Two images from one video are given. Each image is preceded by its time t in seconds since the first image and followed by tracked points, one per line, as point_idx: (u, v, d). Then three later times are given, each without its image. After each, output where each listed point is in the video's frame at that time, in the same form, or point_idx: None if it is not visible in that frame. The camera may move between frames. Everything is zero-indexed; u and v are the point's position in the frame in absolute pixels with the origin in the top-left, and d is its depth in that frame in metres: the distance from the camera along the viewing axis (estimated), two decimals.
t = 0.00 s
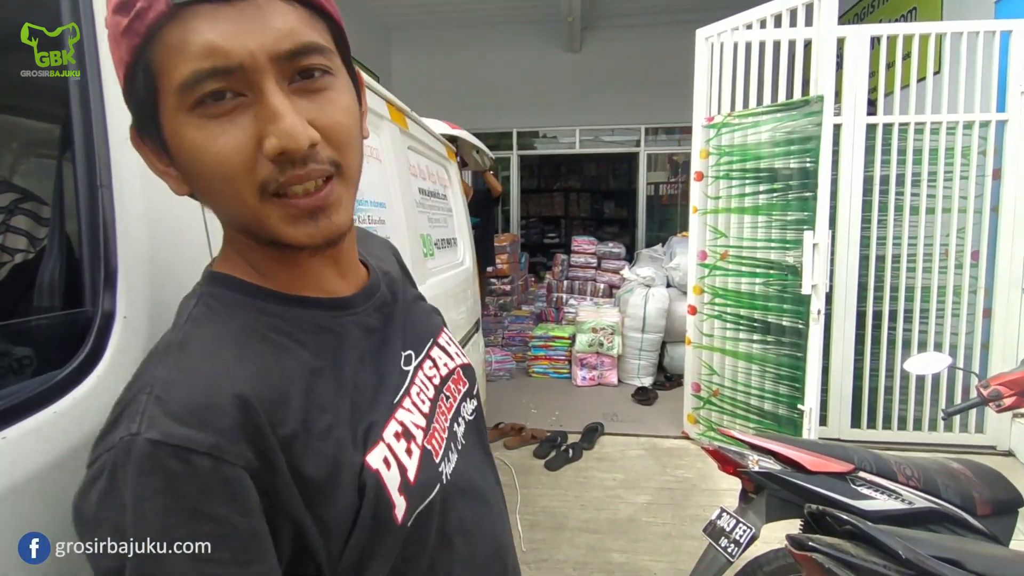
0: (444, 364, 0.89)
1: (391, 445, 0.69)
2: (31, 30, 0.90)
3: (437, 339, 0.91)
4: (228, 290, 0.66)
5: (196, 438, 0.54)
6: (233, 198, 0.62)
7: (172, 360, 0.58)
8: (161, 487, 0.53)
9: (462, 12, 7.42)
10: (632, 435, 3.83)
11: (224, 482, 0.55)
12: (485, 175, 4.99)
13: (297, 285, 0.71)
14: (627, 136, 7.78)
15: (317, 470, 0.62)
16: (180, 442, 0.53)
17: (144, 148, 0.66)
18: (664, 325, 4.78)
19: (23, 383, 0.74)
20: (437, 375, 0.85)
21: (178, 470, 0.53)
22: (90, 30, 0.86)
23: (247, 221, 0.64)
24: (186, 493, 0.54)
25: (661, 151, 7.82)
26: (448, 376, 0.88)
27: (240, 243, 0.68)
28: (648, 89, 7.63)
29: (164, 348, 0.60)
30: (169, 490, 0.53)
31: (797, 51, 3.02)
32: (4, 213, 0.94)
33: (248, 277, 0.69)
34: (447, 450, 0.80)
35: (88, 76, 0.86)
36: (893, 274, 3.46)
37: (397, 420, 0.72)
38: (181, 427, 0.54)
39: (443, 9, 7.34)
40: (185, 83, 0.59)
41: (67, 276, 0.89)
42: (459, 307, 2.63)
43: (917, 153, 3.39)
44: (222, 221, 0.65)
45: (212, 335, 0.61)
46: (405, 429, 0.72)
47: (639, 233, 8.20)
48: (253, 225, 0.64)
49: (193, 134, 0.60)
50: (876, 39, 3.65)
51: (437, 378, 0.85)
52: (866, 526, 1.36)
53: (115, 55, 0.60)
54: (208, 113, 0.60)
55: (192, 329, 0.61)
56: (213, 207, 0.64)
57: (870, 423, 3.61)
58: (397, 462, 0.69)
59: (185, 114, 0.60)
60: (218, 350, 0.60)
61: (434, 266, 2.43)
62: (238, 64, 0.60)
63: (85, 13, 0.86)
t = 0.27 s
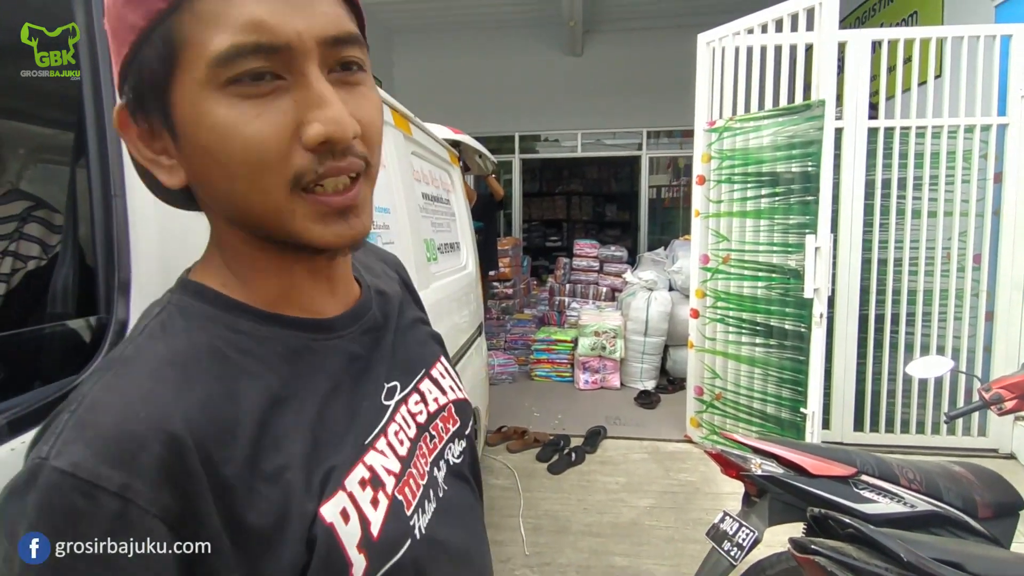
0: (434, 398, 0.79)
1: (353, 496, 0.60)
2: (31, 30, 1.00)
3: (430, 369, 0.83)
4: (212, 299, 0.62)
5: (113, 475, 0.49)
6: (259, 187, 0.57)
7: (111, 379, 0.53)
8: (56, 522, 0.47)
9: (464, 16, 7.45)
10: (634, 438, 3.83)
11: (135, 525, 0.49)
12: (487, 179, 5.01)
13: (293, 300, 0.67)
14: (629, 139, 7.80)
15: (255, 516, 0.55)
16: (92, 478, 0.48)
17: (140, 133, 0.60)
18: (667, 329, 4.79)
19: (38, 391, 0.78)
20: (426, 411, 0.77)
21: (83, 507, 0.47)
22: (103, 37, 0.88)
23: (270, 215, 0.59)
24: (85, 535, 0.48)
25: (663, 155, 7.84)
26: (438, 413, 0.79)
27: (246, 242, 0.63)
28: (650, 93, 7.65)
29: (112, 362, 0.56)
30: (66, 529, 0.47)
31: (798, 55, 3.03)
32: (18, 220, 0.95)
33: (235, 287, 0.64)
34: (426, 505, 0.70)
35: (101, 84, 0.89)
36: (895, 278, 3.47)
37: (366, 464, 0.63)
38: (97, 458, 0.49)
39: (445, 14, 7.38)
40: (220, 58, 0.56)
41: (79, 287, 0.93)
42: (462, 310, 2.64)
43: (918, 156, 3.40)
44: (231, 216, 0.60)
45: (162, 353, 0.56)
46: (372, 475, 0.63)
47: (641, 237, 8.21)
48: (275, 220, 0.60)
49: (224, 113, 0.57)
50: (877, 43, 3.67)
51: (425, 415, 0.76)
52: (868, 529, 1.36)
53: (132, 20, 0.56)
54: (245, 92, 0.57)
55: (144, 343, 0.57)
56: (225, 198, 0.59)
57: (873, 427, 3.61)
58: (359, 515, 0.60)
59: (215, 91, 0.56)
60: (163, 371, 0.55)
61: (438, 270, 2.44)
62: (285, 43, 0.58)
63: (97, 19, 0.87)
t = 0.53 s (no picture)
0: (415, 407, 0.79)
1: (397, 525, 0.62)
2: (32, 30, 0.91)
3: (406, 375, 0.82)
4: (208, 339, 0.54)
5: (219, 556, 0.45)
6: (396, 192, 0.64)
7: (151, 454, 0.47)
8: None
9: (467, 22, 7.49)
10: (638, 443, 3.83)
11: None
12: (490, 184, 5.03)
13: (296, 318, 0.63)
14: (632, 144, 7.82)
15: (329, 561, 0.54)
16: (198, 565, 0.45)
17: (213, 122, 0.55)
18: (670, 333, 4.79)
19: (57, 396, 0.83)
20: (411, 423, 0.76)
21: None
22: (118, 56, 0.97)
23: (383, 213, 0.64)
24: None
25: (666, 159, 7.86)
26: (420, 420, 0.80)
27: (330, 237, 0.63)
28: (653, 98, 7.67)
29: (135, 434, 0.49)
30: None
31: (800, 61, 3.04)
32: (31, 228, 0.95)
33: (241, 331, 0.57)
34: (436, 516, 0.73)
35: (114, 100, 0.98)
36: (898, 282, 3.47)
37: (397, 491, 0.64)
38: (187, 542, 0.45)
39: (448, 20, 7.41)
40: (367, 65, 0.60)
41: (92, 294, 0.99)
42: (466, 315, 2.65)
43: (921, 161, 3.40)
44: (329, 212, 0.61)
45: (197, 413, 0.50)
46: (406, 501, 0.65)
47: (644, 241, 8.22)
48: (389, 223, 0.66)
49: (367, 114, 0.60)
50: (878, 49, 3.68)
51: (412, 427, 0.76)
52: (871, 534, 1.37)
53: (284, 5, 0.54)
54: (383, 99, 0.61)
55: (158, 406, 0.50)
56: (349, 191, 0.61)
57: (876, 431, 3.61)
58: (405, 543, 0.62)
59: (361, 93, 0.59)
60: (206, 430, 0.49)
61: (441, 275, 2.45)
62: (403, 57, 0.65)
63: (113, 38, 0.96)
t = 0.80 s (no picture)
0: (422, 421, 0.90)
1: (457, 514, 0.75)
2: (32, 30, 0.95)
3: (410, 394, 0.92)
4: (249, 351, 0.60)
5: (373, 484, 0.55)
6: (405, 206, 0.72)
7: (267, 439, 0.54)
8: (359, 550, 0.52)
9: (467, 26, 7.52)
10: (638, 447, 3.83)
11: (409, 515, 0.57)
12: (490, 188, 5.03)
13: (308, 317, 0.69)
14: (632, 147, 7.83)
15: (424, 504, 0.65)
16: (364, 496, 0.53)
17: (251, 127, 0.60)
18: (670, 337, 4.79)
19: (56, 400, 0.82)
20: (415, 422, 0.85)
21: (381, 523, 0.53)
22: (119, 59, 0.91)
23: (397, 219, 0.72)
24: (387, 555, 0.53)
25: (666, 163, 7.87)
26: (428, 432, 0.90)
27: (351, 239, 0.69)
28: (653, 101, 7.68)
29: (235, 437, 0.54)
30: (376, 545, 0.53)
31: (799, 64, 3.05)
32: (32, 233, 1.00)
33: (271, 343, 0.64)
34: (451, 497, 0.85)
35: (114, 99, 0.91)
36: (898, 285, 3.47)
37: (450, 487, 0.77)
38: (342, 484, 0.54)
39: (448, 24, 7.44)
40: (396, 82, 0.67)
41: (92, 298, 0.97)
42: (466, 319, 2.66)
43: (920, 164, 3.41)
44: (355, 216, 0.68)
45: (283, 406, 0.57)
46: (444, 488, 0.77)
47: (645, 244, 8.22)
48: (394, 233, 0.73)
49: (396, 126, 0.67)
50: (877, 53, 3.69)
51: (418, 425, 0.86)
52: (870, 537, 1.37)
53: (331, 19, 0.59)
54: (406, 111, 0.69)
55: (243, 405, 0.56)
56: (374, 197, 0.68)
57: (876, 435, 3.61)
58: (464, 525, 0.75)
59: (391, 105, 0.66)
60: (296, 413, 0.57)
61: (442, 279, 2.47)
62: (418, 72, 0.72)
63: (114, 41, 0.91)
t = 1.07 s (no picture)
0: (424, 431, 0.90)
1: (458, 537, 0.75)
2: (31, 30, 0.93)
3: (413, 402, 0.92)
4: (262, 371, 0.60)
5: (389, 522, 0.56)
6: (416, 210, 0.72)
7: (287, 473, 0.53)
8: None
9: (466, 28, 7.53)
10: (638, 447, 3.83)
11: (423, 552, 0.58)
12: (489, 189, 5.04)
13: (312, 321, 0.69)
14: (631, 148, 7.83)
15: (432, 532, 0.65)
16: (382, 537, 0.54)
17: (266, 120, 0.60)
18: (670, 337, 4.80)
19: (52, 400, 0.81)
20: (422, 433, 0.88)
21: (398, 563, 0.54)
22: (116, 62, 0.92)
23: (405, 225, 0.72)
24: None
25: (666, 163, 7.87)
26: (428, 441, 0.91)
27: (358, 242, 0.69)
28: (652, 102, 7.69)
29: (253, 471, 0.53)
30: None
31: (798, 65, 3.05)
32: (29, 236, 1.00)
33: (277, 359, 0.63)
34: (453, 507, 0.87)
35: (111, 105, 0.92)
36: (898, 285, 3.47)
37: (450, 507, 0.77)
38: (362, 522, 0.54)
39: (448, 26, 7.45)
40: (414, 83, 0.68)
41: (88, 300, 0.96)
42: (466, 319, 2.67)
43: (919, 164, 3.41)
44: (364, 219, 0.68)
45: (300, 436, 0.57)
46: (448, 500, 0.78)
47: (645, 245, 8.22)
48: (404, 237, 0.73)
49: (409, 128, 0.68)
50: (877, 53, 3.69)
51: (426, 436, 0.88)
52: (869, 538, 1.36)
53: (352, 16, 0.60)
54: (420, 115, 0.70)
55: (259, 436, 0.55)
56: (384, 200, 0.68)
57: (877, 435, 3.60)
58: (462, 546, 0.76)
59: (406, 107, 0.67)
60: (313, 444, 0.57)
61: (441, 280, 2.47)
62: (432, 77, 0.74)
63: (111, 45, 0.91)
